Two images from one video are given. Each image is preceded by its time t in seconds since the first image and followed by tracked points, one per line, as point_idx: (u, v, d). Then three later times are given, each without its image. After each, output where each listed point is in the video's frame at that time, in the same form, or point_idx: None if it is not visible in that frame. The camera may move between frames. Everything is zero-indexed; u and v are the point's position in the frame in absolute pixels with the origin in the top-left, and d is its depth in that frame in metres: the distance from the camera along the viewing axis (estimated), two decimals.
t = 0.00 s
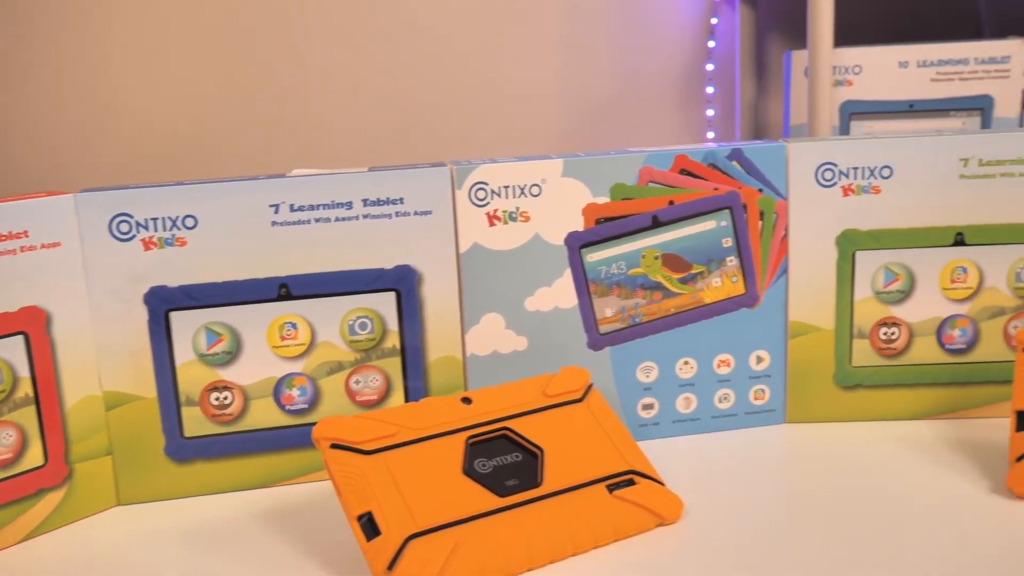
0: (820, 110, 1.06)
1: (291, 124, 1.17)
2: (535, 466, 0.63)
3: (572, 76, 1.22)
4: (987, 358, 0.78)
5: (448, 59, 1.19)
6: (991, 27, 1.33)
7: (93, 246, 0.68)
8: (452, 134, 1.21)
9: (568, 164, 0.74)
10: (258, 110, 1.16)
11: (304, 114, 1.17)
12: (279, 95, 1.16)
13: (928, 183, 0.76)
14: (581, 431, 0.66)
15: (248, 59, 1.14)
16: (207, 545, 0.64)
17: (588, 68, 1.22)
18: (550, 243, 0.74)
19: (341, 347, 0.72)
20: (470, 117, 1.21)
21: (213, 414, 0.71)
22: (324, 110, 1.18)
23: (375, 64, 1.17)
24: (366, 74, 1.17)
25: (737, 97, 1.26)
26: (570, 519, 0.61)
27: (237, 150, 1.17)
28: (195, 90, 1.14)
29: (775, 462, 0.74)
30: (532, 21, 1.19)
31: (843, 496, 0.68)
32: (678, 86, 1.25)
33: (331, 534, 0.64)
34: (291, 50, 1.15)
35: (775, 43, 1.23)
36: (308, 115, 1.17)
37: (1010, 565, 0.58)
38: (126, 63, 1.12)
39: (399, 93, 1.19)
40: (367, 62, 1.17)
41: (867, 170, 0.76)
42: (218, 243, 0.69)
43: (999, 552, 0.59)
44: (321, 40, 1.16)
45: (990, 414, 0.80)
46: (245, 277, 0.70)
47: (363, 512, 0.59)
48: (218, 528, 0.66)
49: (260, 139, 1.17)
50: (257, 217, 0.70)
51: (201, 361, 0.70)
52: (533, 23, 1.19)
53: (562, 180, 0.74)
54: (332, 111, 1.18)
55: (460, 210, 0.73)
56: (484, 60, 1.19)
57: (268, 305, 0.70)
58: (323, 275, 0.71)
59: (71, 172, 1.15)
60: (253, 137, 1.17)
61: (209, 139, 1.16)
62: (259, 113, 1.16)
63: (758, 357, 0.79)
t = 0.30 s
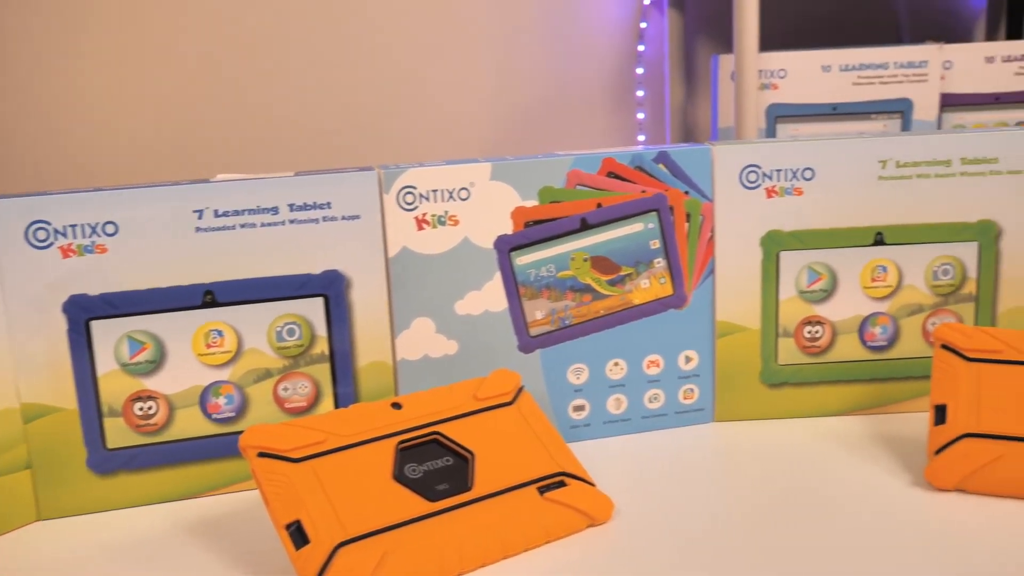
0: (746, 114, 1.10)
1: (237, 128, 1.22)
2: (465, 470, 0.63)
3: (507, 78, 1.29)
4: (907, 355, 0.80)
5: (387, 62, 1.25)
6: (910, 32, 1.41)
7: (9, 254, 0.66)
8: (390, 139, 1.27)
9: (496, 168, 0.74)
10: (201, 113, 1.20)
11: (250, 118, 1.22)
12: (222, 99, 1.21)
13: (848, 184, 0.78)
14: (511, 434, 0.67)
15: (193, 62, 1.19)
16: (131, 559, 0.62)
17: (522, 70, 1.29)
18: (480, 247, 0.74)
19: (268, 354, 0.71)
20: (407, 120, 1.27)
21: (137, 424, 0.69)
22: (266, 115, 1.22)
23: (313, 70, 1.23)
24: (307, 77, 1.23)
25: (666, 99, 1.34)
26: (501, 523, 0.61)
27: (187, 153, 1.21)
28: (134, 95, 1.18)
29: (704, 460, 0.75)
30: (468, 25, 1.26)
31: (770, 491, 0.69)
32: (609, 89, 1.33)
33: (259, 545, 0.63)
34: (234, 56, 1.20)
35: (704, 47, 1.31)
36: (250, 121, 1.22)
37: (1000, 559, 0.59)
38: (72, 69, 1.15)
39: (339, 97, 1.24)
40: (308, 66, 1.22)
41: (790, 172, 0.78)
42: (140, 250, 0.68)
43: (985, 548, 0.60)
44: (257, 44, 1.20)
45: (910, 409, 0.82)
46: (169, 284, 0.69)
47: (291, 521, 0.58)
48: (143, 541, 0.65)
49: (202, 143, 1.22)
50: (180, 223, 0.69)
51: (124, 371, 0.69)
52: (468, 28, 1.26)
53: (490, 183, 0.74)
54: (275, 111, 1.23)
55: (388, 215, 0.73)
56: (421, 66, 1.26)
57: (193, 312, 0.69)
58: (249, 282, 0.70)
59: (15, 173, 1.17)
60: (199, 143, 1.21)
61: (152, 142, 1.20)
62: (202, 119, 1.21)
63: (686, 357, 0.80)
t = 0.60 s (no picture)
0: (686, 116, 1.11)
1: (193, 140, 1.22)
2: (409, 475, 0.63)
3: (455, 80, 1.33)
4: (845, 351, 0.82)
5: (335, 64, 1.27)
6: (846, 33, 1.45)
7: None
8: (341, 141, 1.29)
9: (437, 172, 0.74)
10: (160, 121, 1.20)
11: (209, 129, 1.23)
12: (175, 107, 1.21)
13: (784, 185, 0.79)
14: (455, 438, 0.66)
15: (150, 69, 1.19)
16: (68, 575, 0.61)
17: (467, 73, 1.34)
18: (421, 251, 0.74)
19: (207, 363, 0.70)
20: (352, 125, 1.29)
21: (72, 437, 0.68)
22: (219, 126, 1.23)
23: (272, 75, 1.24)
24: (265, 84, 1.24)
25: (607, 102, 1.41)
26: (447, 528, 0.61)
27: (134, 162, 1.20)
28: (85, 97, 1.17)
29: (648, 459, 0.75)
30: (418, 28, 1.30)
31: (714, 488, 0.70)
32: (551, 92, 1.40)
33: (199, 557, 0.62)
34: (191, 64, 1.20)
35: (643, 51, 1.38)
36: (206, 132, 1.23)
37: (998, 566, 0.58)
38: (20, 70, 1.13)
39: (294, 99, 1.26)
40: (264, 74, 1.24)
41: (727, 174, 0.79)
42: (72, 259, 0.67)
43: (985, 555, 0.59)
44: (204, 50, 1.20)
45: (849, 405, 0.83)
46: (104, 294, 0.67)
47: (233, 531, 0.57)
48: (80, 557, 0.63)
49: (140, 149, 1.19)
50: (114, 231, 0.67)
51: (58, 383, 0.67)
52: (416, 34, 1.30)
53: (430, 187, 0.74)
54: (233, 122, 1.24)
55: (327, 220, 0.72)
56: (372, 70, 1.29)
57: (129, 322, 0.68)
58: (186, 290, 0.69)
59: None
60: (150, 150, 1.21)
61: (104, 146, 1.19)
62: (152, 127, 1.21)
63: (629, 357, 0.81)
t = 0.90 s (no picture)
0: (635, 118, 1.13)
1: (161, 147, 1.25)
2: (359, 481, 0.63)
3: (406, 82, 1.37)
4: (792, 350, 0.83)
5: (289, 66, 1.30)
6: (789, 33, 1.48)
7: None
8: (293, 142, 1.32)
9: (383, 177, 0.73)
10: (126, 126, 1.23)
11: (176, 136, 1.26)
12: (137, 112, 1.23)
13: (730, 186, 0.80)
14: (405, 443, 0.66)
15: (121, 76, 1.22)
16: None
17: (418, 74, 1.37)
18: (369, 256, 0.74)
19: (153, 371, 0.69)
20: (300, 131, 1.32)
21: (13, 450, 0.66)
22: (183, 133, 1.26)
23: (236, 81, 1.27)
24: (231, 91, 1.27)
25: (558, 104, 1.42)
26: (397, 533, 0.60)
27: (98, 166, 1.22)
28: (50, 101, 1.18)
29: (600, 460, 0.76)
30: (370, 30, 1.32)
31: (665, 487, 0.71)
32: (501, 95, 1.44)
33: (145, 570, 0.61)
34: (159, 69, 1.22)
35: (591, 52, 1.42)
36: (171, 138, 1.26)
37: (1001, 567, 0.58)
38: None
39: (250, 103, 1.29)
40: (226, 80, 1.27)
41: (673, 175, 0.80)
42: (11, 268, 0.65)
43: (988, 556, 0.59)
44: (164, 57, 1.23)
45: (795, 402, 0.84)
46: (44, 303, 0.66)
47: (180, 542, 0.57)
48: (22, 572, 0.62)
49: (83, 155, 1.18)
50: (54, 239, 0.66)
51: None
52: (364, 41, 1.33)
53: (377, 192, 0.73)
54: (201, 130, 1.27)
55: (273, 225, 0.71)
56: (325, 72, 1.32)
57: (70, 331, 0.67)
58: (128, 298, 0.68)
59: None
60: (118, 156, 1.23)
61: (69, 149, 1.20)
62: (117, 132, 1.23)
63: (579, 359, 0.81)
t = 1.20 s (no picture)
0: (584, 120, 1.13)
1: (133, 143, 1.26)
2: (308, 489, 0.62)
3: (362, 81, 1.38)
4: (740, 349, 0.84)
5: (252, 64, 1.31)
6: (737, 39, 1.51)
7: None
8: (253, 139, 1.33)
9: (330, 181, 0.73)
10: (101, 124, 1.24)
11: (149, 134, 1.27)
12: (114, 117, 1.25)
13: (676, 188, 0.81)
14: (355, 449, 0.66)
15: (103, 72, 1.23)
16: None
17: (373, 74, 1.39)
18: (317, 261, 0.73)
19: (96, 381, 0.68)
20: (268, 134, 1.34)
21: None
22: (154, 127, 1.27)
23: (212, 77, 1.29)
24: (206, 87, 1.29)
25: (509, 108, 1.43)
26: (348, 539, 0.60)
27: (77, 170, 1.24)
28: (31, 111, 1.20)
29: (552, 462, 0.76)
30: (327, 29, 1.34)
31: (617, 488, 0.71)
32: (453, 98, 1.45)
33: None
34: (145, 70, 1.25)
35: (541, 56, 1.42)
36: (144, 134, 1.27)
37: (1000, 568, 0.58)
38: None
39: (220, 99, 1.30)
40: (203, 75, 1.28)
41: (621, 178, 0.80)
42: None
43: (988, 557, 0.59)
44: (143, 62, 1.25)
45: (744, 402, 0.85)
46: None
47: (124, 554, 0.55)
48: None
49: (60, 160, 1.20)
50: None
51: None
52: (322, 46, 1.34)
53: (324, 196, 0.73)
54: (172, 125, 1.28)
55: (219, 231, 0.71)
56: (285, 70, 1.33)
57: (10, 341, 0.65)
58: (70, 306, 0.67)
59: None
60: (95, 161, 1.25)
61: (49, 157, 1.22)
62: (92, 127, 1.24)
63: (530, 362, 0.81)
